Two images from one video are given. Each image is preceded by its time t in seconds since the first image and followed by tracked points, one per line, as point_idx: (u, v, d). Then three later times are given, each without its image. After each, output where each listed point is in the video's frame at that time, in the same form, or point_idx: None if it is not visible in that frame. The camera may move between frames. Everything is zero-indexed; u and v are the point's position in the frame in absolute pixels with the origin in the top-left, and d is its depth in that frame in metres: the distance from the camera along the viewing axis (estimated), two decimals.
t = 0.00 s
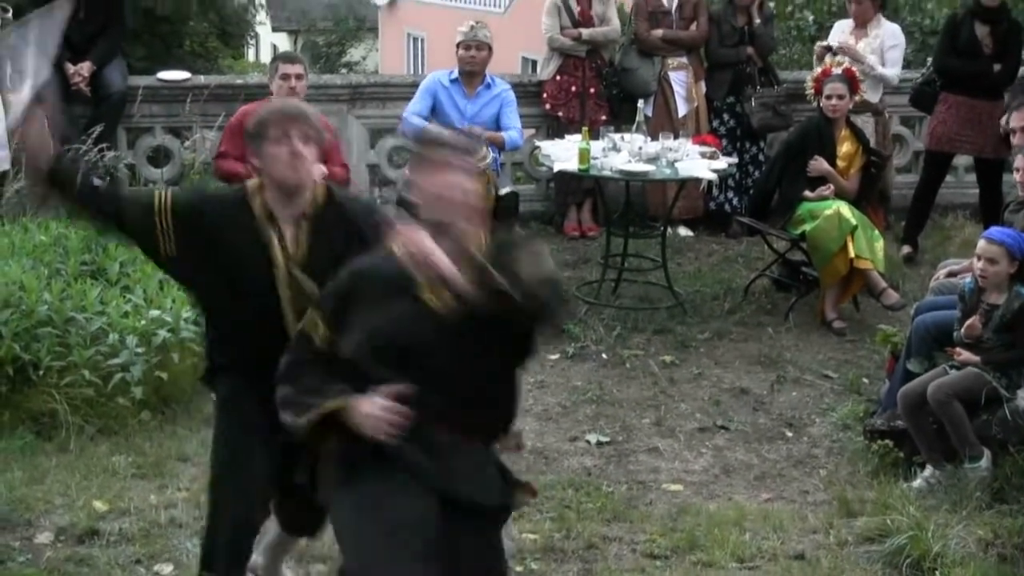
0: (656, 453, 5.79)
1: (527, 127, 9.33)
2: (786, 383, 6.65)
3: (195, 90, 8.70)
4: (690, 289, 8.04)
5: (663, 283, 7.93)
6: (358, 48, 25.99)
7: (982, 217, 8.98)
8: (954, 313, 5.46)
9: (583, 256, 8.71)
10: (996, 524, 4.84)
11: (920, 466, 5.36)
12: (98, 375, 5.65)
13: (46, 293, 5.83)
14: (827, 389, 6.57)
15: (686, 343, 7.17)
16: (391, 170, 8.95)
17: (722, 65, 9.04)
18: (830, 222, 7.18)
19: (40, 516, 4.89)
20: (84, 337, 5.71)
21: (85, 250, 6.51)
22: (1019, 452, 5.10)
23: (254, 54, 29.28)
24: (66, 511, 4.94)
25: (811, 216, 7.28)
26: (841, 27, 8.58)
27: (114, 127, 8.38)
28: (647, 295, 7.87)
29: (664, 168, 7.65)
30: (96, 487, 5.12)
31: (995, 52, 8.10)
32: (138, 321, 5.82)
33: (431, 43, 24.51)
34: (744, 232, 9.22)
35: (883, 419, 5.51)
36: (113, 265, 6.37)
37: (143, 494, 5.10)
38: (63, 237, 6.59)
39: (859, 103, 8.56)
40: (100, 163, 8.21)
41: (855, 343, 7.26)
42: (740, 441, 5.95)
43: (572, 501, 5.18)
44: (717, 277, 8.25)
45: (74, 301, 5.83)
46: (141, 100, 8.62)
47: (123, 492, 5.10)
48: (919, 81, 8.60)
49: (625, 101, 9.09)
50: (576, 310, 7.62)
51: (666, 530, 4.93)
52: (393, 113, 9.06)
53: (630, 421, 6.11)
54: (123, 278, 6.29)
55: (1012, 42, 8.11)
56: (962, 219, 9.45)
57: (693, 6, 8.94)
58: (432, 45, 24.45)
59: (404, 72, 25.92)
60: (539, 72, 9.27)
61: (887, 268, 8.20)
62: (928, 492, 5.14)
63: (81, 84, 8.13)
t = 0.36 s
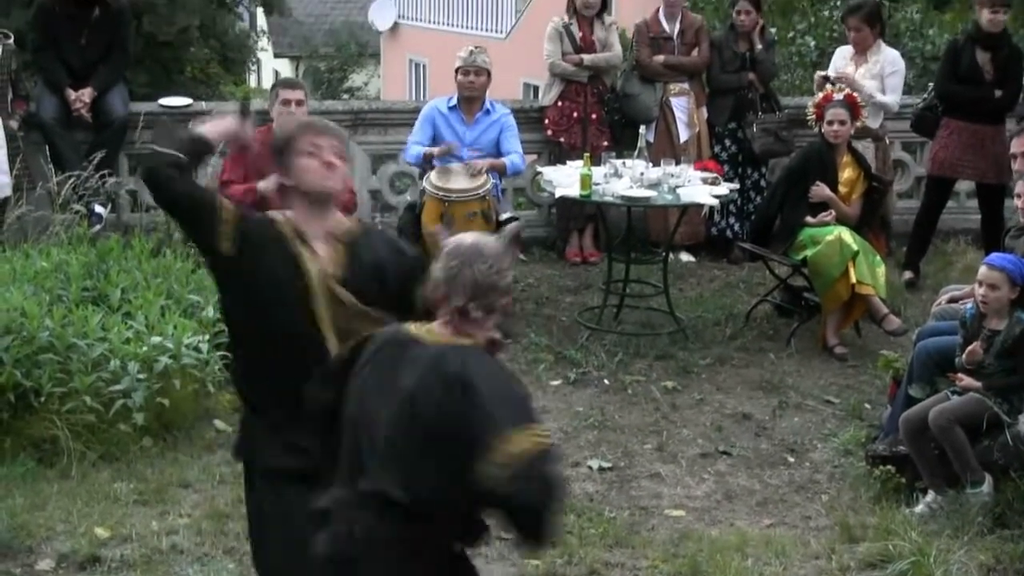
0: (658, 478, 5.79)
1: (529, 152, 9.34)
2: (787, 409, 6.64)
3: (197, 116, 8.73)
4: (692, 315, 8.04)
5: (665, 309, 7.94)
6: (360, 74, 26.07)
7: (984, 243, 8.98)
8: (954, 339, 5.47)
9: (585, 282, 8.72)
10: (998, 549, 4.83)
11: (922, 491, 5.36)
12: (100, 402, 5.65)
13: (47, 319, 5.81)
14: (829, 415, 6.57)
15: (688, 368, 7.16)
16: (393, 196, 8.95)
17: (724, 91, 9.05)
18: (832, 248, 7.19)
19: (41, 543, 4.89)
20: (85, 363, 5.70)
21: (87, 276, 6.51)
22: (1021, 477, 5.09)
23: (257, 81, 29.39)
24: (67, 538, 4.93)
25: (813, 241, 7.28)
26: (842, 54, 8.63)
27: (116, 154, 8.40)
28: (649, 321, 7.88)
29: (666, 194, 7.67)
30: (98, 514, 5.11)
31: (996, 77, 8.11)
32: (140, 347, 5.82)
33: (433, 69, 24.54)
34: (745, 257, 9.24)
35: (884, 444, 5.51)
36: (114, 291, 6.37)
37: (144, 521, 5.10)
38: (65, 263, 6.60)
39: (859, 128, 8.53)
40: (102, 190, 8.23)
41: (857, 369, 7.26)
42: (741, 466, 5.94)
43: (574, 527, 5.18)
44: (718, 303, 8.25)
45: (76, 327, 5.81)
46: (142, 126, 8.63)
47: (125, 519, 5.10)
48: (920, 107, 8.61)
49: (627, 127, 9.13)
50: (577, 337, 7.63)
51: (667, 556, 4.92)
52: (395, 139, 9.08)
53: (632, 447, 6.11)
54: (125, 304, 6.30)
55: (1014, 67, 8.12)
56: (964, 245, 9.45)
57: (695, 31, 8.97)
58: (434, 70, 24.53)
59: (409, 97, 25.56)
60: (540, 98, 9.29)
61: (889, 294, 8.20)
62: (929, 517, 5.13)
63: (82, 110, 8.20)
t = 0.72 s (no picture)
0: (656, 488, 5.79)
1: (527, 162, 9.35)
2: (786, 418, 6.65)
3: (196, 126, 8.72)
4: (690, 324, 8.05)
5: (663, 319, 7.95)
6: (358, 84, 26.09)
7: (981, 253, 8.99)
8: (953, 349, 5.48)
9: (583, 292, 8.73)
10: (996, 559, 4.84)
11: (920, 501, 5.36)
12: (98, 411, 5.65)
13: (46, 329, 5.79)
14: (827, 424, 6.57)
15: (686, 378, 7.17)
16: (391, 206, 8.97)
17: (723, 101, 9.07)
18: (830, 257, 7.18)
19: (40, 552, 4.89)
20: (83, 373, 5.70)
21: (85, 286, 6.52)
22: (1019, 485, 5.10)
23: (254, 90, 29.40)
24: (66, 547, 4.93)
25: (811, 250, 7.28)
26: (841, 63, 8.68)
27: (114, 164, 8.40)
28: (648, 331, 7.89)
29: (665, 204, 7.68)
30: (97, 523, 5.12)
31: (995, 86, 8.13)
32: (138, 356, 5.81)
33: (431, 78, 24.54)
34: (743, 267, 9.27)
35: (883, 454, 5.52)
36: (113, 301, 6.38)
37: (143, 530, 5.10)
38: (64, 273, 6.60)
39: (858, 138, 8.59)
40: (100, 200, 8.23)
41: (855, 378, 7.27)
42: (740, 476, 5.95)
43: (573, 536, 5.18)
44: (717, 313, 8.26)
45: (75, 336, 5.81)
46: (141, 136, 8.63)
47: (123, 528, 5.10)
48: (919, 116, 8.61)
49: (625, 137, 9.14)
50: (575, 346, 7.64)
51: (665, 566, 4.92)
52: (393, 149, 9.09)
53: (631, 457, 6.12)
54: (123, 314, 6.30)
55: (1012, 76, 8.12)
56: (962, 255, 9.46)
57: (693, 41, 8.97)
58: (431, 81, 24.56)
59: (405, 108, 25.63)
60: (539, 108, 9.30)
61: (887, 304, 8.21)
62: (927, 526, 5.13)
63: (81, 120, 8.15)
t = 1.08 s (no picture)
0: (659, 487, 5.79)
1: (528, 162, 9.35)
2: (788, 417, 6.64)
3: (197, 127, 8.73)
4: (692, 323, 8.05)
5: (664, 318, 7.94)
6: (358, 83, 26.10)
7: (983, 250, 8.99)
8: (955, 346, 5.48)
9: (585, 291, 8.73)
10: (999, 557, 4.84)
11: (923, 499, 5.36)
12: (101, 413, 5.65)
13: (47, 330, 5.81)
14: (830, 423, 6.57)
15: (688, 377, 7.17)
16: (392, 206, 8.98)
17: (724, 100, 9.07)
18: (831, 255, 7.18)
19: (43, 553, 4.89)
20: (86, 373, 5.70)
21: (87, 287, 6.52)
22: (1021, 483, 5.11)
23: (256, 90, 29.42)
24: (69, 548, 4.93)
25: (813, 249, 7.28)
26: (842, 62, 8.68)
27: (116, 164, 8.40)
28: (649, 330, 7.89)
29: (666, 201, 7.66)
30: (99, 524, 5.11)
31: (997, 85, 8.13)
32: (140, 357, 5.81)
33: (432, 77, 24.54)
34: (745, 266, 9.27)
35: (885, 452, 5.51)
36: (115, 302, 6.38)
37: (146, 531, 5.10)
38: (65, 274, 6.61)
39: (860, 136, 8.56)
40: (101, 201, 8.23)
41: (858, 376, 7.27)
42: (742, 474, 5.95)
43: (575, 535, 5.18)
44: (718, 311, 8.26)
45: (76, 337, 5.81)
46: (141, 136, 8.63)
47: (126, 529, 5.10)
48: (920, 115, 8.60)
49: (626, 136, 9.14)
50: (577, 345, 7.63)
51: (668, 564, 4.92)
52: (395, 149, 9.10)
53: (633, 456, 6.11)
54: (125, 315, 6.30)
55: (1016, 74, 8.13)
56: (965, 253, 9.46)
57: (694, 39, 8.96)
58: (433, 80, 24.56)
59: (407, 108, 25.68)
60: (540, 107, 9.30)
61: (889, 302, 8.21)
62: (930, 524, 5.13)
63: (82, 120, 8.14)
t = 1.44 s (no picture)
0: (655, 471, 5.80)
1: (527, 146, 9.35)
2: (785, 403, 6.65)
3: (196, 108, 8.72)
4: (690, 308, 8.05)
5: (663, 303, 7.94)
6: (358, 66, 26.08)
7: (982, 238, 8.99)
8: (952, 333, 5.49)
9: (583, 276, 8.73)
10: (994, 543, 4.85)
11: (918, 485, 5.38)
12: (98, 392, 5.66)
13: (45, 310, 5.81)
14: (826, 409, 6.58)
15: (686, 362, 7.18)
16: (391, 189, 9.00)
17: (724, 85, 9.07)
18: (830, 242, 7.20)
19: (40, 532, 4.90)
20: (83, 353, 5.71)
21: (85, 267, 6.53)
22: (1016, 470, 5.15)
23: (256, 73, 29.39)
24: (65, 527, 4.94)
25: (811, 236, 7.30)
26: (844, 48, 8.66)
27: (115, 145, 8.40)
28: (647, 315, 7.89)
29: (665, 187, 7.65)
30: (96, 504, 5.12)
31: (998, 73, 8.12)
32: (138, 338, 5.85)
33: (432, 61, 24.53)
34: (744, 252, 9.27)
35: (881, 439, 5.52)
36: (113, 282, 6.38)
37: (143, 511, 5.10)
38: (64, 254, 6.61)
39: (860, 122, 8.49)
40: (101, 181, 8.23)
41: (855, 363, 7.28)
42: (739, 459, 5.96)
43: (571, 519, 5.19)
44: (716, 297, 8.26)
45: (74, 317, 5.82)
46: (141, 117, 8.63)
47: (123, 509, 5.11)
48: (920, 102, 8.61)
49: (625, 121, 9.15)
50: (575, 330, 7.64)
51: (664, 548, 4.93)
52: (394, 132, 9.09)
53: (629, 440, 6.12)
54: (123, 295, 6.30)
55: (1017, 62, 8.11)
56: (963, 240, 9.46)
57: (694, 25, 8.96)
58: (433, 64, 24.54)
59: (407, 91, 25.69)
60: (540, 91, 9.29)
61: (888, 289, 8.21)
62: (926, 510, 5.14)
63: (80, 100, 8.18)
